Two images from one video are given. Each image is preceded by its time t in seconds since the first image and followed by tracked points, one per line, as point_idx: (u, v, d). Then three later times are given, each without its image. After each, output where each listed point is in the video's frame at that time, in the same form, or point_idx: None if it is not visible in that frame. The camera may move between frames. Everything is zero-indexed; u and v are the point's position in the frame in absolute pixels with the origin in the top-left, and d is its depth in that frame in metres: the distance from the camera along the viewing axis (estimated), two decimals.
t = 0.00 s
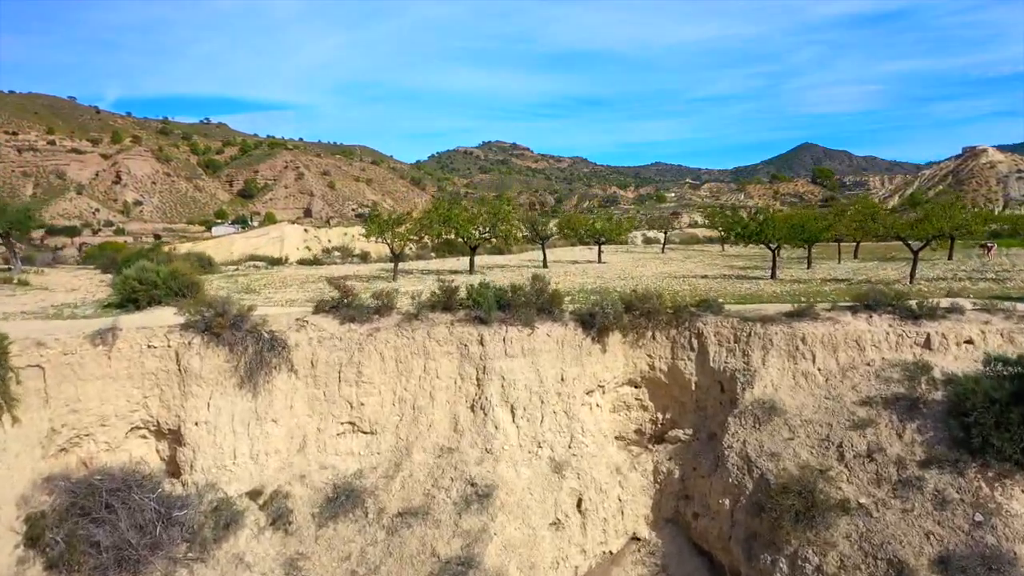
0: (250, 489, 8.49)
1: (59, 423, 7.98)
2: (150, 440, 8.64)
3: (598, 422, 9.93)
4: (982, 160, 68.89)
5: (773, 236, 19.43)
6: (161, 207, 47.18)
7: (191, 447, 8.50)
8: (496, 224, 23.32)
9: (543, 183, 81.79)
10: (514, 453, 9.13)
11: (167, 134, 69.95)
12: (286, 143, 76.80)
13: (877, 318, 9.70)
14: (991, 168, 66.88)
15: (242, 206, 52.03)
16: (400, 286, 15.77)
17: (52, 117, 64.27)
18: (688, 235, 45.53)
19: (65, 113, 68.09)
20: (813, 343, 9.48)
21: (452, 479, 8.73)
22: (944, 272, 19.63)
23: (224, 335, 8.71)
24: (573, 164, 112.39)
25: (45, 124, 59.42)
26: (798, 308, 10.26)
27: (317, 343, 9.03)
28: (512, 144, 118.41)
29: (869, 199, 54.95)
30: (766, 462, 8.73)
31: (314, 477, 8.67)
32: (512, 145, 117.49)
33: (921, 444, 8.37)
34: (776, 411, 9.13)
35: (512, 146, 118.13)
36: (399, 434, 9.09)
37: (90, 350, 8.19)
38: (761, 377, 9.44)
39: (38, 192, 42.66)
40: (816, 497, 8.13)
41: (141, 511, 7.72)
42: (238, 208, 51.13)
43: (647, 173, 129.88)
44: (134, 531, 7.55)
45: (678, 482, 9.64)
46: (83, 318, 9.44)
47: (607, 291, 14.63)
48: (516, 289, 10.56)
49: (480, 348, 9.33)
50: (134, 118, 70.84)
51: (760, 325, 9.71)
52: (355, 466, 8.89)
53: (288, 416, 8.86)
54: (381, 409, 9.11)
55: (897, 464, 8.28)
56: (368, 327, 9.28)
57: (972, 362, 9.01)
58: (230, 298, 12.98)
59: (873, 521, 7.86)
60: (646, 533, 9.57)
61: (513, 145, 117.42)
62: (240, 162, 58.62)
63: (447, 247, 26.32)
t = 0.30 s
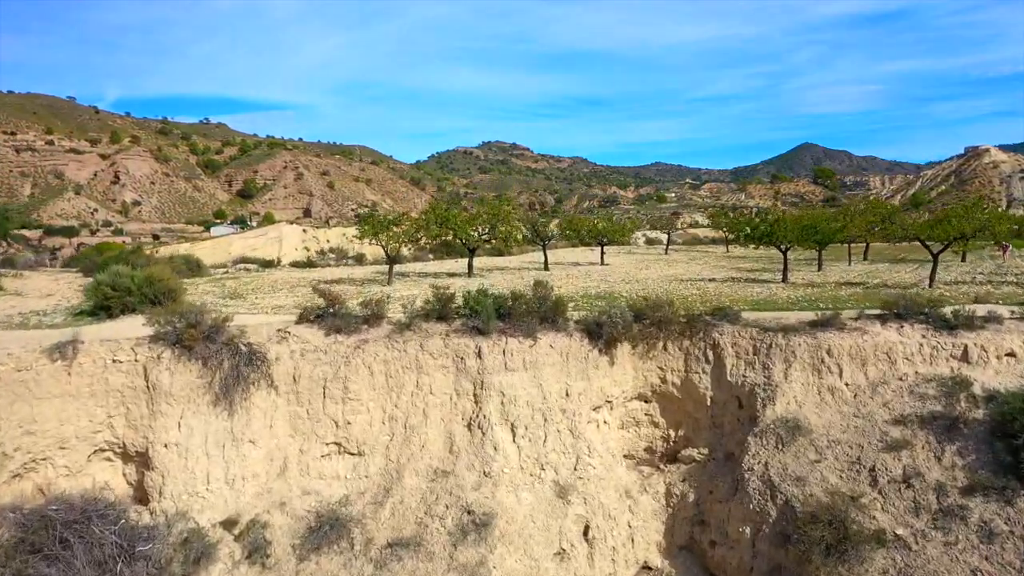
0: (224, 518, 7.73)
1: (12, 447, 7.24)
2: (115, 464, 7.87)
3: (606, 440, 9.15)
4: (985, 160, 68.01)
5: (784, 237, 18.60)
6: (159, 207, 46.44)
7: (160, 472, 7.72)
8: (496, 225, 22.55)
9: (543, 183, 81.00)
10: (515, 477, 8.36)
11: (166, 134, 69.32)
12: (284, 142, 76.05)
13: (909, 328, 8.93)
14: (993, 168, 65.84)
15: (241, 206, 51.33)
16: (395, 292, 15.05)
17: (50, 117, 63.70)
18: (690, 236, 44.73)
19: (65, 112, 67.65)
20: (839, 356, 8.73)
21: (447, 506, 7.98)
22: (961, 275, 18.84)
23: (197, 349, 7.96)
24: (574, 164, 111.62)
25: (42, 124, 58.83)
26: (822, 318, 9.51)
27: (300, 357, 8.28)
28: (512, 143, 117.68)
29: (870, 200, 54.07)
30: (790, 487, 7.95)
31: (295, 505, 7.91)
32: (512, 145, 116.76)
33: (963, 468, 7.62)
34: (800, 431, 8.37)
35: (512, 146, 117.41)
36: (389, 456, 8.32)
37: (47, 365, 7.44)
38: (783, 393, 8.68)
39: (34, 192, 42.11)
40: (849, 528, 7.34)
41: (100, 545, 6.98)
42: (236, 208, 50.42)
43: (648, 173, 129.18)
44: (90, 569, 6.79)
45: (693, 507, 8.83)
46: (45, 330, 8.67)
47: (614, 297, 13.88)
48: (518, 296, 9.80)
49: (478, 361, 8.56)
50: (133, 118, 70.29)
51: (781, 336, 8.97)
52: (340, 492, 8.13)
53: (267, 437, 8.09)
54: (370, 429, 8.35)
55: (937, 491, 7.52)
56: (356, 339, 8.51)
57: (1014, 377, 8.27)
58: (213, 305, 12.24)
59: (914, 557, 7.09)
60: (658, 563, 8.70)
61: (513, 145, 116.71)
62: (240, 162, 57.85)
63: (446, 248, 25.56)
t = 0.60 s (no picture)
0: (193, 552, 6.95)
1: None
2: (72, 491, 7.11)
3: (615, 460, 8.39)
4: (988, 160, 67.15)
5: (794, 239, 17.58)
6: (158, 206, 45.59)
7: (121, 500, 6.95)
8: (495, 225, 21.78)
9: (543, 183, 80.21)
10: (516, 503, 7.59)
11: (164, 134, 68.61)
12: (281, 142, 75.32)
13: (946, 339, 8.18)
14: (997, 168, 64.76)
15: (241, 206, 50.57)
16: (389, 296, 14.28)
17: (48, 116, 62.99)
18: (692, 236, 43.99)
19: (65, 112, 67.04)
20: (871, 369, 7.97)
21: (440, 538, 7.22)
22: (979, 278, 18.06)
23: (164, 363, 7.20)
24: (574, 164, 110.96)
25: (40, 123, 58.11)
26: (849, 327, 8.75)
27: (278, 371, 7.52)
28: (513, 143, 117.09)
29: (872, 201, 53.24)
30: (821, 517, 7.17)
31: (273, 536, 7.16)
32: (511, 144, 116.10)
33: (1014, 496, 6.85)
34: (830, 453, 7.60)
35: (512, 146, 116.73)
36: (377, 481, 7.56)
37: None
38: (810, 410, 7.92)
39: (31, 192, 41.40)
40: (889, 565, 6.57)
41: None
42: (235, 208, 49.65)
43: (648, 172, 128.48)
44: None
45: (711, 534, 8.07)
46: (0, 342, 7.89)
47: (620, 303, 13.11)
48: (518, 303, 9.03)
49: (475, 376, 7.79)
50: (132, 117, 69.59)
51: (806, 347, 8.20)
52: (323, 521, 7.38)
53: (242, 460, 7.32)
54: (355, 450, 7.58)
55: (986, 522, 6.73)
56: (341, 351, 7.74)
57: None
58: (193, 311, 11.45)
59: None
60: None
61: (513, 144, 116.01)
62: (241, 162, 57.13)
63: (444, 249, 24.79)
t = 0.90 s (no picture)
0: None
1: None
2: (17, 530, 6.34)
3: (625, 489, 7.63)
4: (991, 160, 66.46)
5: (808, 241, 16.70)
6: (157, 207, 44.71)
7: (72, 540, 6.17)
8: (494, 226, 21.00)
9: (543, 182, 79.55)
10: (515, 540, 6.82)
11: (163, 134, 67.81)
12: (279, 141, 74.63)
13: (990, 356, 7.44)
14: (1000, 168, 64.08)
15: (240, 205, 49.76)
16: (381, 304, 13.51)
17: (47, 116, 62.19)
18: (694, 237, 43.28)
19: (66, 113, 66.38)
20: (909, 390, 7.23)
21: None
22: (998, 282, 17.32)
23: (121, 386, 6.43)
24: (574, 164, 110.22)
25: (38, 123, 57.31)
26: (881, 342, 7.99)
27: (251, 393, 6.76)
28: (512, 143, 116.39)
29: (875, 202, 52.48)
30: (856, 557, 6.38)
31: None
32: (511, 144, 115.43)
33: None
34: (865, 484, 6.83)
35: (512, 146, 116.04)
36: (360, 515, 6.79)
37: None
38: (841, 434, 7.16)
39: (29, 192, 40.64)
40: None
41: None
42: (235, 208, 48.86)
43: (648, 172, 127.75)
44: None
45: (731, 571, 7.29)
46: None
47: (626, 311, 12.35)
48: (518, 315, 8.26)
49: (470, 397, 7.03)
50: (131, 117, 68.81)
51: (836, 364, 7.45)
52: (299, 561, 6.60)
53: (209, 493, 6.54)
54: (337, 481, 6.80)
55: None
56: (321, 370, 6.97)
57: None
58: (169, 321, 10.65)
59: None
60: None
61: (512, 144, 115.31)
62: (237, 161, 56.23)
63: (441, 252, 24.04)
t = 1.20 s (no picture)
0: None
1: None
2: None
3: (637, 524, 6.85)
4: (994, 160, 65.55)
5: (822, 245, 15.85)
6: (156, 207, 43.91)
7: None
8: (494, 229, 20.20)
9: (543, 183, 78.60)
10: None
11: (163, 134, 67.14)
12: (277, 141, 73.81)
13: None
14: (1003, 168, 63.13)
15: (239, 206, 48.94)
16: (373, 312, 12.70)
17: (46, 116, 61.52)
18: (697, 237, 42.51)
19: (65, 112, 65.74)
20: (958, 416, 6.49)
21: None
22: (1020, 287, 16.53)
23: (63, 416, 5.63)
24: (574, 164, 109.47)
25: (38, 123, 56.69)
26: (920, 360, 7.22)
27: (215, 422, 5.98)
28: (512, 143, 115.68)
29: (877, 203, 51.62)
30: None
31: None
32: (511, 144, 114.62)
33: None
34: (910, 524, 6.05)
35: (512, 146, 115.21)
36: (340, 559, 6.01)
37: None
38: (880, 466, 6.39)
39: (29, 192, 39.90)
40: None
41: None
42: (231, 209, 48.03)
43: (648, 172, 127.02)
44: None
45: None
46: None
47: (634, 321, 11.56)
48: (518, 330, 7.47)
49: (465, 426, 6.25)
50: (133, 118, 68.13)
51: (872, 387, 6.68)
52: None
53: (166, 536, 5.75)
54: (313, 521, 6.02)
55: None
56: (296, 395, 6.20)
57: None
58: (140, 333, 9.85)
59: None
60: None
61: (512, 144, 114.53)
62: (239, 161, 55.59)
63: (438, 254, 23.23)
